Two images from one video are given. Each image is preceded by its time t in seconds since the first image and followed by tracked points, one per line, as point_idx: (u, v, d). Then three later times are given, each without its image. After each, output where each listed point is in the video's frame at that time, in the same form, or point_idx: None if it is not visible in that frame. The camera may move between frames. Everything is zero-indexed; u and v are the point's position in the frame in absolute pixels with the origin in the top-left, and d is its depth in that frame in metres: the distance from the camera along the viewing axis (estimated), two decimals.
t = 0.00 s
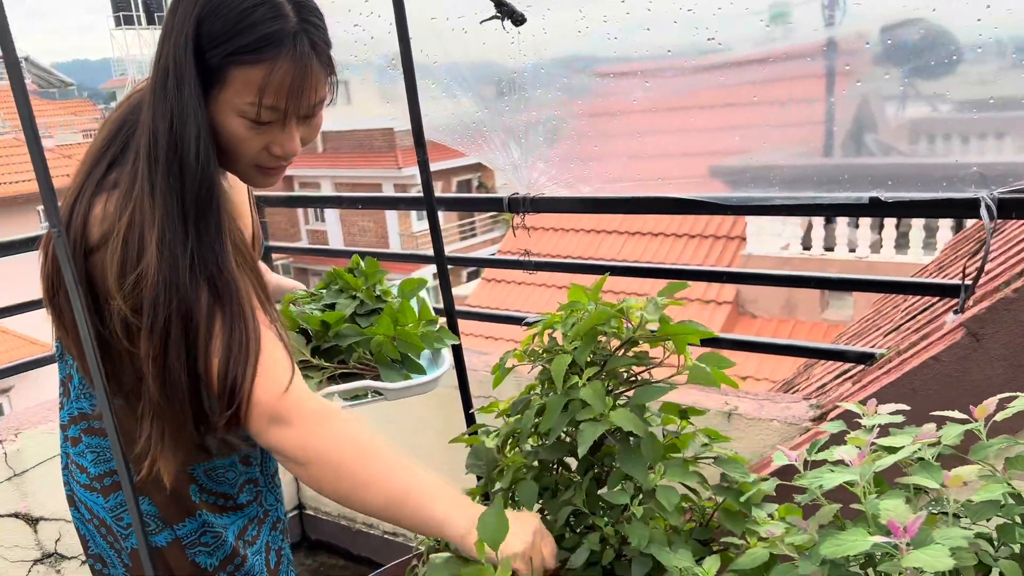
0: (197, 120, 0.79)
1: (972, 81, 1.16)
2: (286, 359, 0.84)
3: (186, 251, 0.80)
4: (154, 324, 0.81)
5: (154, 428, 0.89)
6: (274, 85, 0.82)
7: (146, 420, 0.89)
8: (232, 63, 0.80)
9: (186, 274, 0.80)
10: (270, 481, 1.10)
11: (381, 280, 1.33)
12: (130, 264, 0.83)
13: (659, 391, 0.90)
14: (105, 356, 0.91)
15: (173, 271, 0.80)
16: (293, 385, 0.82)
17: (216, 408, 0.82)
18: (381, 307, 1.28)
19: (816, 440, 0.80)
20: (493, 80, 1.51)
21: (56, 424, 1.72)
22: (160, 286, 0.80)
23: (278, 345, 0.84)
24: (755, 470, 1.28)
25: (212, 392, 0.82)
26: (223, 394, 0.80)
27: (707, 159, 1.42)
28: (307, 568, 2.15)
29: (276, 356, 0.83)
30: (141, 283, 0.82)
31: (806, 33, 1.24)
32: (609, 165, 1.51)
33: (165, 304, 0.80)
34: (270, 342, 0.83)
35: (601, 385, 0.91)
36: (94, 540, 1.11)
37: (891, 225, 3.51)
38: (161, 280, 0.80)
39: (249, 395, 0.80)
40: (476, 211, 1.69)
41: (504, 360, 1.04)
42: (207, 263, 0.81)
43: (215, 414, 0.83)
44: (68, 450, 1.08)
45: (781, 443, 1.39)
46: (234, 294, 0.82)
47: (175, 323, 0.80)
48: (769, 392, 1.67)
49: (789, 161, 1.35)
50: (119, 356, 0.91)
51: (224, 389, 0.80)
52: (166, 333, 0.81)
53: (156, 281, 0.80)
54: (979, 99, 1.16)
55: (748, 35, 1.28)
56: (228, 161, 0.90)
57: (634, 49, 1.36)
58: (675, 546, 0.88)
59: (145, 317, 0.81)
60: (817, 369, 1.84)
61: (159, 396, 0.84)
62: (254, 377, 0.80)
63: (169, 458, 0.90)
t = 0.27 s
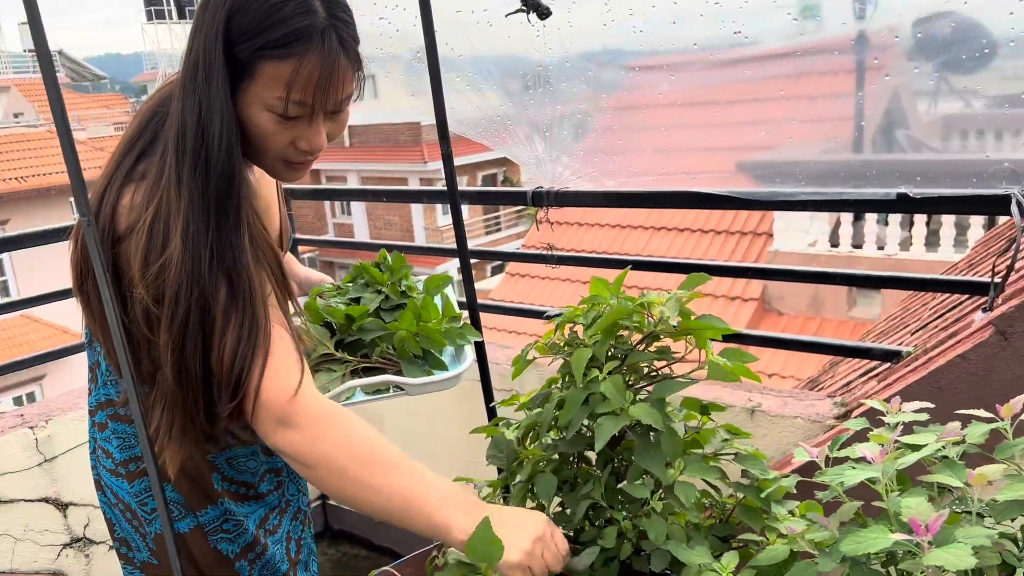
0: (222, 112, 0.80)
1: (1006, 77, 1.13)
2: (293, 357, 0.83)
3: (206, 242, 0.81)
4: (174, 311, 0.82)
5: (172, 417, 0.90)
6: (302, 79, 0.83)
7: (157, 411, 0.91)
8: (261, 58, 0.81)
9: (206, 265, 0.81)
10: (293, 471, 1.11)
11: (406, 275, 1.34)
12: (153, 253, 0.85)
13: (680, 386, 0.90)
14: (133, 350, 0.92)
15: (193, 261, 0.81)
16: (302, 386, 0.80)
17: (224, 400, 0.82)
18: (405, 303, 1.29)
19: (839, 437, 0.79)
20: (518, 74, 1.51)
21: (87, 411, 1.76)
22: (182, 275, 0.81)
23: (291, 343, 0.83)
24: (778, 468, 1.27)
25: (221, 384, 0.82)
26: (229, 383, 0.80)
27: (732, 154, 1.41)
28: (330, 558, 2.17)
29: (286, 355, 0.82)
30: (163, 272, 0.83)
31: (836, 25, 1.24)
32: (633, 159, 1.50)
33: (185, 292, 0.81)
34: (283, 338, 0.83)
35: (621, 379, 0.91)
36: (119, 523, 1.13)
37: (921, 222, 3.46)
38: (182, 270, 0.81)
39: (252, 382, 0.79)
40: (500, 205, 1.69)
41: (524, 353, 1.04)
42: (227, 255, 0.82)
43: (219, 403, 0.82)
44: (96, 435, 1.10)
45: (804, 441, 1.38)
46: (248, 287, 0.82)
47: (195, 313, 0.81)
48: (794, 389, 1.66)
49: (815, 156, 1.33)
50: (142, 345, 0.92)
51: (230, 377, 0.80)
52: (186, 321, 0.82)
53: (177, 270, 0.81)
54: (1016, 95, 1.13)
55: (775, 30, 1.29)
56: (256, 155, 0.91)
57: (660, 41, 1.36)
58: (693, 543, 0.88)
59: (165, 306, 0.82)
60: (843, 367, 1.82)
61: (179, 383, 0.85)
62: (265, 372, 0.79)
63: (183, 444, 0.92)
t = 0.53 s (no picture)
0: (246, 101, 0.81)
1: None
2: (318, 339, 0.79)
3: (226, 227, 0.81)
4: (195, 297, 0.82)
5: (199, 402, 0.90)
6: (330, 69, 0.82)
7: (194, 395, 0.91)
8: (289, 47, 0.80)
9: (225, 250, 0.80)
10: (317, 462, 1.12)
11: (430, 267, 1.33)
12: (174, 239, 0.85)
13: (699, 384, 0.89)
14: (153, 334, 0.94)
15: (212, 246, 0.80)
16: (299, 363, 0.76)
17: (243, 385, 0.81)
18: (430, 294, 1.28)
19: (859, 436, 0.78)
20: (539, 69, 1.50)
21: (111, 402, 1.78)
22: (201, 260, 0.81)
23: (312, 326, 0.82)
24: (798, 466, 1.25)
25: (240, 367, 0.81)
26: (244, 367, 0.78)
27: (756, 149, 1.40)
28: (348, 550, 2.18)
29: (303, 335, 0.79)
30: (182, 257, 0.83)
31: (863, 18, 1.23)
32: (654, 154, 1.50)
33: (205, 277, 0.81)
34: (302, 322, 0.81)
35: (636, 376, 0.91)
36: (144, 515, 1.14)
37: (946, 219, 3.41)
38: (204, 256, 0.81)
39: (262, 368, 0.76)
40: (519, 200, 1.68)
41: (541, 350, 1.04)
42: (246, 241, 0.81)
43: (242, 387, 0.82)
44: (121, 427, 1.11)
45: (825, 439, 1.37)
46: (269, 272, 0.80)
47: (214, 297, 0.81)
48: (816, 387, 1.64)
49: (839, 152, 1.32)
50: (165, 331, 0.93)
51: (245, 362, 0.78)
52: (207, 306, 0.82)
53: (196, 255, 0.81)
54: None
55: (798, 25, 1.28)
56: (281, 145, 0.90)
57: (683, 36, 1.36)
58: (711, 541, 0.87)
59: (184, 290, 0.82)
60: (865, 365, 1.80)
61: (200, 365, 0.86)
62: (271, 351, 0.76)
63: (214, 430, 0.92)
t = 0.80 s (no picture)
0: (291, 85, 0.81)
1: None
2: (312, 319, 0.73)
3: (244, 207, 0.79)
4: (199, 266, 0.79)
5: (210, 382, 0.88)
6: (376, 61, 0.82)
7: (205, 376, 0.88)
8: (335, 37, 0.80)
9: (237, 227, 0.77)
10: (332, 456, 1.12)
11: (450, 262, 1.32)
12: (186, 211, 0.82)
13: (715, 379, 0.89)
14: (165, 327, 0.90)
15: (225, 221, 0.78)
16: (280, 326, 0.70)
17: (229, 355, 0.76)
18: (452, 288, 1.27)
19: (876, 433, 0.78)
20: (553, 64, 1.50)
21: (126, 396, 1.79)
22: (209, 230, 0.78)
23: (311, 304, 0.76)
24: (813, 462, 1.25)
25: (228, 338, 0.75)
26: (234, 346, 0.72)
27: (772, 144, 1.39)
28: (360, 545, 2.19)
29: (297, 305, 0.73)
30: (190, 228, 0.80)
31: (880, 12, 1.21)
32: (669, 149, 1.49)
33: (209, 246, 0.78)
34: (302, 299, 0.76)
35: (652, 371, 0.90)
36: (160, 509, 1.14)
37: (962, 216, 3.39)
38: (212, 225, 0.78)
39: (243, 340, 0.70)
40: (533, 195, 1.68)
41: (555, 344, 1.03)
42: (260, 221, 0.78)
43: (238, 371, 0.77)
44: (138, 420, 1.12)
45: (840, 435, 1.36)
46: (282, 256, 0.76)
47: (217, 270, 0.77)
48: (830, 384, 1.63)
49: (855, 147, 1.31)
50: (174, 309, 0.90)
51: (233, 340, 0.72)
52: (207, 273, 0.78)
53: (205, 225, 0.79)
54: None
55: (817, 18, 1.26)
56: (317, 136, 0.90)
57: (698, 29, 1.36)
58: (727, 537, 0.86)
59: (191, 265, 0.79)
60: (881, 362, 1.78)
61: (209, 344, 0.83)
62: (251, 314, 0.71)
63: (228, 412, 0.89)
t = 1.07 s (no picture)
0: (320, 86, 0.75)
1: None
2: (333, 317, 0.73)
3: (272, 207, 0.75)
4: (222, 274, 0.74)
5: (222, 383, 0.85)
6: (404, 59, 0.78)
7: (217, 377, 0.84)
8: (363, 34, 0.76)
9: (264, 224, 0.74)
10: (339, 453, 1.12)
11: (461, 261, 1.32)
12: (207, 214, 0.78)
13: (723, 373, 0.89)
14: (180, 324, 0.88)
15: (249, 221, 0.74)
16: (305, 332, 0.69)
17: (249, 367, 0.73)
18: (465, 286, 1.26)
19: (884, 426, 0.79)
20: (559, 58, 1.48)
21: (133, 391, 1.79)
22: (235, 237, 0.74)
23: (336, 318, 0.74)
24: (821, 457, 1.24)
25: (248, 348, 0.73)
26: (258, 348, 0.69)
27: (780, 138, 1.38)
28: (367, 539, 2.20)
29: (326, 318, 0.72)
30: (212, 232, 0.76)
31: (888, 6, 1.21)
32: (676, 144, 1.48)
33: (234, 253, 0.74)
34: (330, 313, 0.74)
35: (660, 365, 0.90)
36: (164, 507, 1.14)
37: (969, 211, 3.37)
38: (237, 231, 0.74)
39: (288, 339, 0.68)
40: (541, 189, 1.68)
41: (562, 338, 1.04)
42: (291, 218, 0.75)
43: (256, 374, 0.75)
44: (144, 417, 1.12)
45: (848, 430, 1.36)
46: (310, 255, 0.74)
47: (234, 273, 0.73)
48: (837, 379, 1.63)
49: (863, 142, 1.29)
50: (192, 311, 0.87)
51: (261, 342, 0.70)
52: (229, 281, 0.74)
53: (228, 231, 0.74)
54: None
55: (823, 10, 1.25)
56: (339, 134, 0.85)
57: (705, 23, 1.35)
58: (734, 531, 0.86)
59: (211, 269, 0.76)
60: (888, 357, 1.78)
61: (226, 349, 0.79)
62: (290, 330, 0.69)
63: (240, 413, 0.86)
